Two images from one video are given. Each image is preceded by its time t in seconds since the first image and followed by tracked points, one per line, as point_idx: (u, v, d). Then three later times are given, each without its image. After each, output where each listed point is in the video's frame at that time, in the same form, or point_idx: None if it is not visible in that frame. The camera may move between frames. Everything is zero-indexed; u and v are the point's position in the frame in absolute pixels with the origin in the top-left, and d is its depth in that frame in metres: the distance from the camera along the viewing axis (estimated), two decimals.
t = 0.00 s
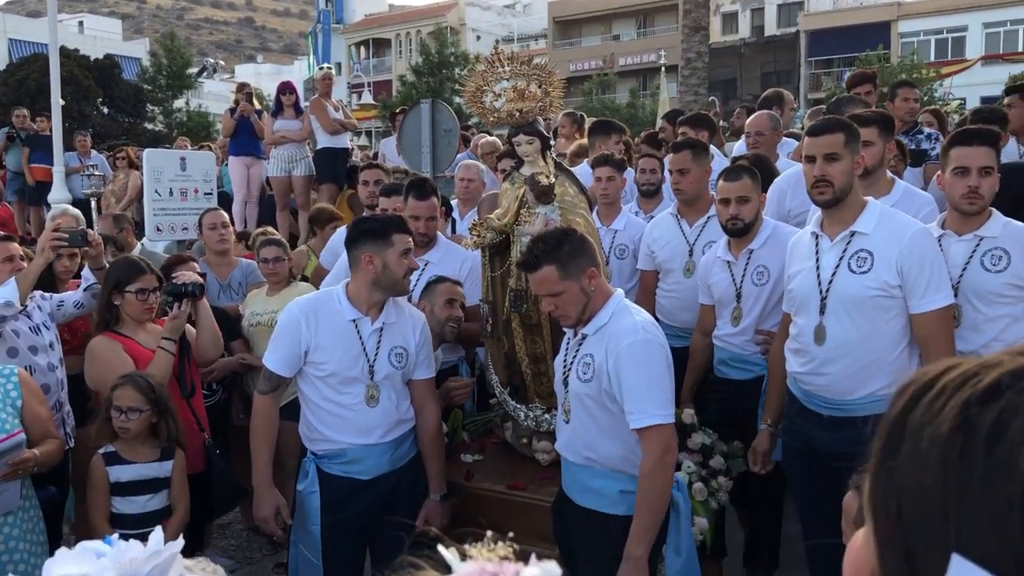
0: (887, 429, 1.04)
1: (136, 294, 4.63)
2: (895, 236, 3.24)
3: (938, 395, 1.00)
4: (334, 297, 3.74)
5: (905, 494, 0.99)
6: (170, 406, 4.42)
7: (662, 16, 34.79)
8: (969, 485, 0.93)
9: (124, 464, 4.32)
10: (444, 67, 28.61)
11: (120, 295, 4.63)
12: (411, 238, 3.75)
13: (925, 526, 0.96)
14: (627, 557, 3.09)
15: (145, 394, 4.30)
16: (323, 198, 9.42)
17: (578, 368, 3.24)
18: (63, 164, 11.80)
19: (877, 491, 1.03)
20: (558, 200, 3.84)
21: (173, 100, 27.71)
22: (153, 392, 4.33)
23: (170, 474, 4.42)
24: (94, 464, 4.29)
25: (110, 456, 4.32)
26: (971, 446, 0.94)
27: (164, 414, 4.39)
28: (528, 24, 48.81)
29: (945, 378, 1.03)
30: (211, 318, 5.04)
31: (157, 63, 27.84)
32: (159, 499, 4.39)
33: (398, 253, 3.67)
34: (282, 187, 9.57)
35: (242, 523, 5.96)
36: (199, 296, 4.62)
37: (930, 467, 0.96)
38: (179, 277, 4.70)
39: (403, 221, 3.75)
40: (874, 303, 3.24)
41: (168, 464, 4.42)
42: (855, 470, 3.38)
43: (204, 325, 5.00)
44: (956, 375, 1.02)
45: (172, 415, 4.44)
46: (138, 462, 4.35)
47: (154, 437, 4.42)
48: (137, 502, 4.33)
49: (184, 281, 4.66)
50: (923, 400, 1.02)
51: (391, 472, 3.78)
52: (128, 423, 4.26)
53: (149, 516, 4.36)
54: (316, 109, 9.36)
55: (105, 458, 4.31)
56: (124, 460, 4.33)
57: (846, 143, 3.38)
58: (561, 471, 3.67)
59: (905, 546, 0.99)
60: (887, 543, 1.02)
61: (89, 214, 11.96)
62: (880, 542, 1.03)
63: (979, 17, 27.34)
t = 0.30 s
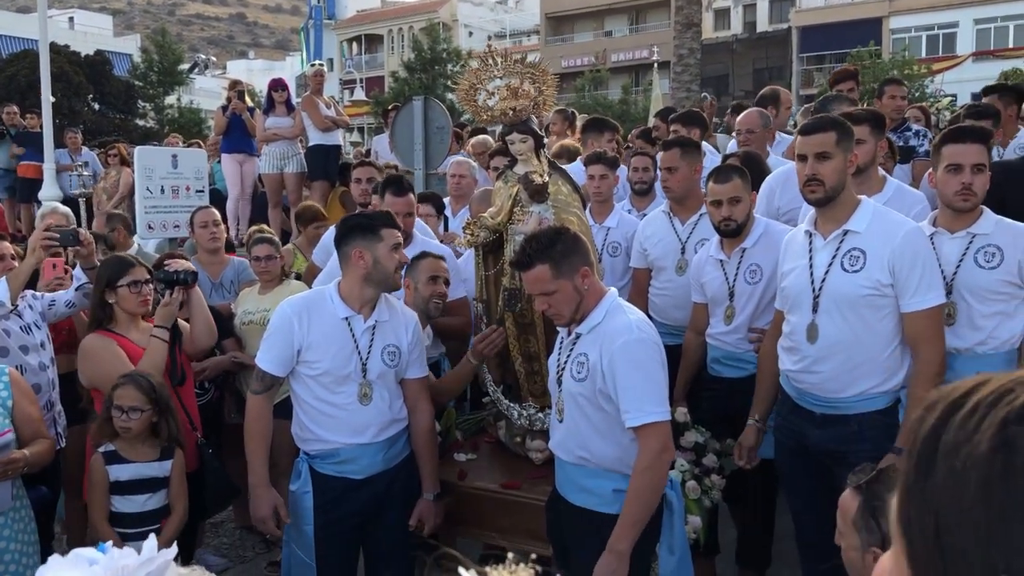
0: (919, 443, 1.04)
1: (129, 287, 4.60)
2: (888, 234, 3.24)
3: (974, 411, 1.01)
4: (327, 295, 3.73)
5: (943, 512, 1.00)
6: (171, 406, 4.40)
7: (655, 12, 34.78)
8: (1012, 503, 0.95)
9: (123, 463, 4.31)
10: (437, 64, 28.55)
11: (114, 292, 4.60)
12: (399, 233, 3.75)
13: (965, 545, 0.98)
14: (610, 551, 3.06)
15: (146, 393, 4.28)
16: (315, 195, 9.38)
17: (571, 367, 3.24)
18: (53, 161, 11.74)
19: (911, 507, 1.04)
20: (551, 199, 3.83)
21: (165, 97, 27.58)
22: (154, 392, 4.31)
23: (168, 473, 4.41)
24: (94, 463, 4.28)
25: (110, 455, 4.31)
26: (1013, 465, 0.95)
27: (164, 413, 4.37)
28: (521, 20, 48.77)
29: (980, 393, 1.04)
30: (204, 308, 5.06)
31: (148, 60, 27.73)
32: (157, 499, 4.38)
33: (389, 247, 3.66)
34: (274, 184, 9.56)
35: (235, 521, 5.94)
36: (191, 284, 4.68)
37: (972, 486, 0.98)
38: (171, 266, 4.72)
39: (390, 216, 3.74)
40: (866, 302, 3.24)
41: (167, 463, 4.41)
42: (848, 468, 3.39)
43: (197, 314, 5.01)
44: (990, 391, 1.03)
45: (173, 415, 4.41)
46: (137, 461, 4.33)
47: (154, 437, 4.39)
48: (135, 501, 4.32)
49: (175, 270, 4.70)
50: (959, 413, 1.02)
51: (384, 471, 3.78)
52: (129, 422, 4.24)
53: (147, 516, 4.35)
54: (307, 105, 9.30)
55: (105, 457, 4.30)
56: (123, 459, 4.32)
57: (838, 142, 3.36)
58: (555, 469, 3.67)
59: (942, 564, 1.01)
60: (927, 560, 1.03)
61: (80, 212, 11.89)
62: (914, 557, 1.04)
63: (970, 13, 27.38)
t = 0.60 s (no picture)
0: (960, 472, 1.10)
1: (119, 284, 4.58)
2: (880, 235, 3.23)
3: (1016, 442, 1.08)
4: (316, 296, 3.71)
5: (993, 545, 1.06)
6: (168, 405, 4.37)
7: (647, 9, 34.78)
8: None
9: (119, 463, 4.27)
10: (429, 61, 28.50)
11: (103, 291, 4.57)
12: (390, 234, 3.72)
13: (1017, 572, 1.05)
14: (605, 554, 3.04)
15: (142, 394, 4.24)
16: (306, 193, 9.34)
17: (564, 368, 3.22)
18: (43, 159, 11.68)
19: (955, 537, 1.11)
20: (544, 199, 3.81)
21: (156, 94, 27.44)
22: (150, 393, 4.28)
23: (166, 475, 4.35)
24: (89, 463, 4.24)
25: (106, 456, 4.27)
26: None
27: (161, 413, 4.34)
28: (514, 17, 48.73)
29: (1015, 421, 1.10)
30: (197, 307, 5.00)
31: (140, 57, 27.61)
32: (152, 500, 4.33)
33: (379, 248, 3.64)
34: (266, 182, 9.53)
35: (226, 522, 5.91)
36: (183, 278, 4.59)
37: None
38: (162, 259, 4.63)
39: (381, 217, 3.72)
40: (859, 303, 3.22)
41: (163, 465, 4.36)
42: (841, 468, 3.37)
43: (190, 313, 4.96)
44: None
45: (170, 414, 4.39)
46: (133, 462, 4.29)
47: (151, 437, 4.36)
48: (130, 502, 4.27)
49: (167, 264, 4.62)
50: (1000, 444, 1.08)
51: (375, 473, 3.76)
52: (126, 423, 4.22)
53: (142, 517, 4.30)
54: (299, 103, 9.17)
55: (101, 457, 4.26)
56: (118, 460, 4.28)
57: (825, 142, 3.33)
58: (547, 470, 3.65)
59: None
60: None
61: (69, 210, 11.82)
62: None
63: (962, 10, 27.47)
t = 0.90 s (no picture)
0: (1001, 514, 1.27)
1: (108, 284, 4.54)
2: (874, 237, 3.21)
3: None
4: (306, 299, 3.68)
5: None
6: (163, 408, 4.33)
7: (641, 6, 34.79)
8: None
9: (113, 466, 4.24)
10: (422, 58, 28.43)
11: (92, 292, 4.53)
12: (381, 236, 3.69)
13: None
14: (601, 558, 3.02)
15: (136, 396, 4.21)
16: (298, 192, 9.29)
17: (555, 371, 3.20)
18: (34, 157, 11.61)
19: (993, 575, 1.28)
20: (536, 201, 3.79)
21: (149, 91, 27.31)
22: (145, 395, 4.25)
23: (161, 479, 4.31)
24: (83, 466, 4.22)
25: (100, 459, 4.24)
26: None
27: (156, 415, 4.30)
28: (507, 14, 48.70)
29: None
30: (187, 307, 4.95)
31: (133, 54, 27.49)
32: (147, 503, 4.29)
33: (370, 251, 3.61)
34: (258, 180, 9.52)
35: (219, 523, 5.89)
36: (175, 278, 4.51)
37: None
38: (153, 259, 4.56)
39: (373, 219, 3.69)
40: (853, 305, 3.21)
41: (159, 468, 4.31)
42: (834, 470, 3.36)
43: (180, 312, 4.92)
44: None
45: (165, 417, 4.34)
46: (128, 465, 4.25)
47: (146, 440, 4.32)
48: (124, 506, 4.24)
49: (158, 264, 4.54)
50: None
51: (366, 476, 3.73)
52: (122, 427, 4.20)
53: (136, 520, 4.26)
54: (290, 101, 9.21)
55: (95, 460, 4.24)
56: (112, 463, 4.25)
57: (813, 143, 3.31)
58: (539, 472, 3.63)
59: None
60: None
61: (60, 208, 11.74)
62: None
63: (955, 8, 27.60)
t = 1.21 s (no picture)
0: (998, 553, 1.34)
1: (98, 286, 4.50)
2: (866, 240, 3.20)
3: None
4: (297, 302, 3.66)
5: None
6: (157, 410, 4.32)
7: (635, 3, 34.77)
8: None
9: (106, 471, 4.20)
10: (416, 54, 28.34)
11: (82, 295, 4.50)
12: (372, 239, 3.67)
13: None
14: (594, 562, 3.00)
15: (131, 395, 4.20)
16: (291, 191, 9.18)
17: (546, 375, 3.19)
18: (23, 155, 11.50)
19: None
20: (528, 204, 3.77)
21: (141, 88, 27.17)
22: (140, 395, 4.24)
23: (155, 484, 4.29)
24: (77, 470, 4.18)
25: (93, 463, 4.20)
26: None
27: (149, 417, 4.28)
28: (501, 10, 48.65)
29: None
30: (177, 309, 4.94)
31: (126, 50, 27.29)
32: (140, 508, 4.26)
33: (360, 255, 3.59)
34: (250, 179, 9.49)
35: (211, 525, 5.86)
36: (166, 281, 4.48)
37: None
38: (143, 261, 4.52)
39: (365, 223, 3.66)
40: (846, 308, 3.19)
41: (152, 473, 4.29)
42: (827, 473, 3.35)
43: (170, 313, 4.90)
44: None
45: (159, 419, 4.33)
46: (121, 469, 4.22)
47: (140, 443, 4.31)
48: (117, 510, 4.20)
49: (148, 266, 4.50)
50: None
51: (357, 480, 3.71)
52: (115, 424, 4.15)
53: (129, 524, 4.23)
54: (282, 100, 9.16)
55: (89, 465, 4.20)
56: (105, 467, 4.21)
57: (809, 145, 3.29)
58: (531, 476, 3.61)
59: None
60: None
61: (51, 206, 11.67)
62: None
63: (949, 4, 27.71)
